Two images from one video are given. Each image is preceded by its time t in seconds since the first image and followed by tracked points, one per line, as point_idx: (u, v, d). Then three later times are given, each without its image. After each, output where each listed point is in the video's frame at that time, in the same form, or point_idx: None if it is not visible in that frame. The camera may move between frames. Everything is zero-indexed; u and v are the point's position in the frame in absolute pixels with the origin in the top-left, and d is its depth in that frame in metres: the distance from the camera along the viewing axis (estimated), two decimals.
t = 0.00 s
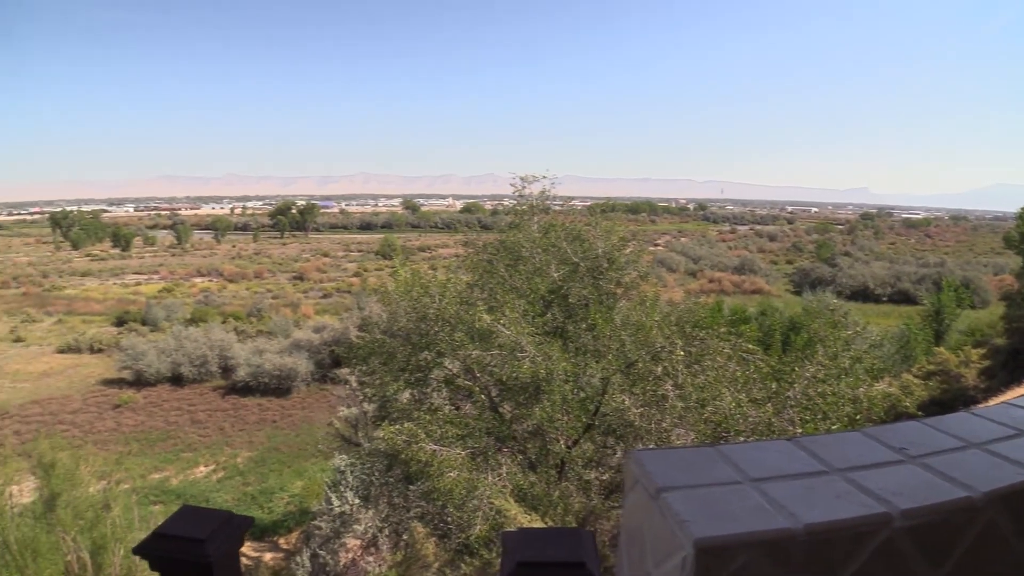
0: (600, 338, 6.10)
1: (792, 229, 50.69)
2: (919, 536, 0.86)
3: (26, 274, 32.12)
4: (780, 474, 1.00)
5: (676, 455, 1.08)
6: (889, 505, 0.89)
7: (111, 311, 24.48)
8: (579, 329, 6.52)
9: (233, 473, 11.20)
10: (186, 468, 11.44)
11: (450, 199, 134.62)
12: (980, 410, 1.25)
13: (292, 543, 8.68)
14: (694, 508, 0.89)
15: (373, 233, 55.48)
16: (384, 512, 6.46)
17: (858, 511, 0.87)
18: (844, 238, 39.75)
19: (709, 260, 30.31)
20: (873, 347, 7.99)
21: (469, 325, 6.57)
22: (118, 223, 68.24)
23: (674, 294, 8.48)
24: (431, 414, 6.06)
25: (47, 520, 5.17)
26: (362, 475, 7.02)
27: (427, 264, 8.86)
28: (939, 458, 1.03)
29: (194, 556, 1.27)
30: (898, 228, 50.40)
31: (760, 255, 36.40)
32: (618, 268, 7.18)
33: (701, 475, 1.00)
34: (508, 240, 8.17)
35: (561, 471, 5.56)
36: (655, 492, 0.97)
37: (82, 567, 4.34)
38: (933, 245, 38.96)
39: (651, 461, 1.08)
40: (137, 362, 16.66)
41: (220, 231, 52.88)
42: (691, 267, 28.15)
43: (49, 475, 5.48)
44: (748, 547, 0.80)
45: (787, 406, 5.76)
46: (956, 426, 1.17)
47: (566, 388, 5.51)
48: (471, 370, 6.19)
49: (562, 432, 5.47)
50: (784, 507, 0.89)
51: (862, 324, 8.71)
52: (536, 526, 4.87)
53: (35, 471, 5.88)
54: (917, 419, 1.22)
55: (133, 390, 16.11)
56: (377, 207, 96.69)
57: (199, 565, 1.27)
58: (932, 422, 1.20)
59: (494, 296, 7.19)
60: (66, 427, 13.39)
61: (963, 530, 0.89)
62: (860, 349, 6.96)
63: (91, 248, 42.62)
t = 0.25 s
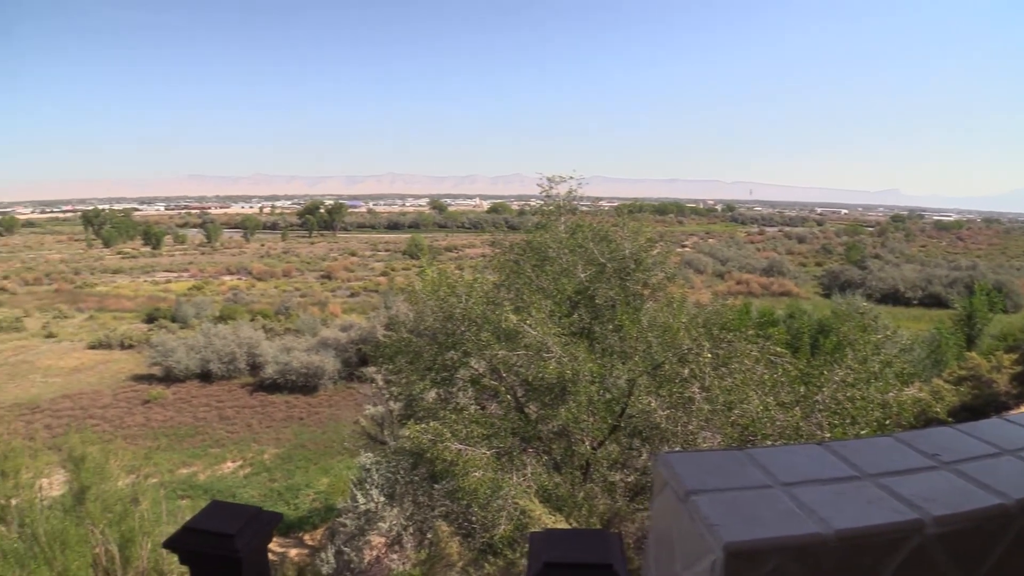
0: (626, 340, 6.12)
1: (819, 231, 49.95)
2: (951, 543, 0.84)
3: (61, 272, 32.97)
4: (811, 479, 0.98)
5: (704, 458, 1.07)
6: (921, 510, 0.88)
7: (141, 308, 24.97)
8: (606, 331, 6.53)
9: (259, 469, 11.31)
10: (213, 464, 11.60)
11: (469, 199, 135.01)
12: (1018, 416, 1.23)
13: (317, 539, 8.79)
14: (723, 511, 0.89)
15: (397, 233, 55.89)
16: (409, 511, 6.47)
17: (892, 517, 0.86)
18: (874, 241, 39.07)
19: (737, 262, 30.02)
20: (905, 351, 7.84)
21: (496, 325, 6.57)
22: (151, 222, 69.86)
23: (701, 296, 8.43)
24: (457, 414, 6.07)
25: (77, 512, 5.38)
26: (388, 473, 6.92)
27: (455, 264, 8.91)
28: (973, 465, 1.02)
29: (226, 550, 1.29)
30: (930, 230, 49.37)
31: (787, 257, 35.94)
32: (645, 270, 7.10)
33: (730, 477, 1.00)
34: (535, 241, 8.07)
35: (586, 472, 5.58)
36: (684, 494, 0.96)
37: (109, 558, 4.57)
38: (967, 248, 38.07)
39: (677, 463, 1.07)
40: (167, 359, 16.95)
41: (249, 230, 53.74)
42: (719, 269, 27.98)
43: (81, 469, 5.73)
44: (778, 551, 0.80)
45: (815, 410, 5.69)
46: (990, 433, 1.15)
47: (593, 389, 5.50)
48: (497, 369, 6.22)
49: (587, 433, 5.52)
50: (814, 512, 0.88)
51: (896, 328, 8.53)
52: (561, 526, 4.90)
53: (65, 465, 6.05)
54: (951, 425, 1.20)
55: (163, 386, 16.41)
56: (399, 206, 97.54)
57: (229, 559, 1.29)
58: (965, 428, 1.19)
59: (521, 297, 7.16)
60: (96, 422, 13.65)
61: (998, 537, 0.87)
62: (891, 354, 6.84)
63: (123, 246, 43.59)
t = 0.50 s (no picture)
0: (654, 341, 6.10)
1: (848, 234, 49.20)
2: (985, 553, 0.83)
3: (94, 269, 33.74)
4: (843, 485, 0.98)
5: (735, 461, 1.07)
6: (956, 519, 0.86)
7: (170, 306, 25.42)
8: (634, 333, 6.48)
9: (286, 466, 11.41)
10: (241, 460, 11.74)
11: (489, 200, 135.30)
12: None
13: (343, 536, 8.89)
14: (755, 516, 0.88)
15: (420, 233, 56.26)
16: (433, 510, 6.52)
17: (926, 525, 0.85)
18: (904, 244, 38.40)
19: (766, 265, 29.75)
20: (936, 355, 7.69)
21: (522, 326, 6.56)
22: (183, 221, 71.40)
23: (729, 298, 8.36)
24: (483, 414, 6.08)
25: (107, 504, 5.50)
26: (413, 473, 6.94)
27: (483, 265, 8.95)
28: (1009, 473, 1.00)
29: (254, 546, 1.31)
30: (963, 234, 48.31)
31: (816, 260, 35.48)
32: (674, 271, 7.06)
33: (761, 482, 0.99)
34: (563, 242, 8.08)
35: (611, 474, 5.58)
36: (714, 498, 0.96)
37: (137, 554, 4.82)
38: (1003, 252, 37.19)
39: (706, 467, 1.07)
40: (196, 356, 17.22)
41: (278, 229, 54.58)
42: (747, 272, 27.70)
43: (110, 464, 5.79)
44: (810, 558, 0.79)
45: (845, 415, 5.59)
46: None
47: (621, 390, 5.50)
48: (523, 370, 6.22)
49: (614, 435, 5.50)
50: (847, 519, 0.87)
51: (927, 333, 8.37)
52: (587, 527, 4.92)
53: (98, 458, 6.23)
54: (985, 432, 1.18)
55: (192, 382, 16.68)
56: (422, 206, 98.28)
57: (259, 554, 1.31)
58: (1002, 436, 1.16)
59: (550, 297, 7.14)
60: (127, 417, 13.88)
61: None
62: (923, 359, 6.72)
63: (154, 244, 44.45)
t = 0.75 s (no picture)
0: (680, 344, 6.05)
1: (880, 237, 48.17)
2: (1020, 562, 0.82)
3: (126, 268, 34.68)
4: (876, 492, 0.97)
5: (765, 467, 1.07)
6: (990, 527, 0.85)
7: (200, 304, 26.02)
8: (660, 336, 6.43)
9: (312, 464, 11.59)
10: (268, 457, 11.96)
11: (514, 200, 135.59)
12: None
13: (367, 535, 8.98)
14: (786, 522, 0.88)
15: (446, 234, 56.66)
16: (458, 510, 6.58)
17: (959, 532, 0.84)
18: (938, 248, 37.48)
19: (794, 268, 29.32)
20: (969, 362, 7.48)
21: (549, 327, 6.55)
22: (211, 220, 72.76)
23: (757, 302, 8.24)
24: (508, 415, 6.09)
25: (136, 500, 5.63)
26: (439, 472, 6.99)
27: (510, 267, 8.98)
28: None
29: (283, 542, 1.35)
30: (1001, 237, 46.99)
31: (846, 263, 34.85)
32: (702, 274, 6.98)
33: (792, 488, 0.99)
34: (591, 244, 8.07)
35: (637, 478, 5.55)
36: (744, 503, 0.96)
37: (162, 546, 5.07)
38: None
39: (737, 472, 1.07)
40: (226, 354, 17.59)
41: (307, 229, 55.55)
42: (775, 275, 27.30)
43: (139, 459, 5.93)
44: (841, 565, 0.79)
45: (875, 421, 5.45)
46: None
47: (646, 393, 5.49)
48: (549, 372, 6.29)
49: (639, 438, 5.47)
50: (879, 526, 0.87)
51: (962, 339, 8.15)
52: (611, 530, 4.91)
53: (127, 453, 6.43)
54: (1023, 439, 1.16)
55: (221, 379, 17.04)
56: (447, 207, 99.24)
57: (287, 550, 1.35)
58: None
59: (576, 299, 7.12)
60: (156, 414, 14.22)
61: None
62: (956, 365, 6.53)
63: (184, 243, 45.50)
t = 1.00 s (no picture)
0: (707, 348, 5.98)
1: (913, 240, 47.04)
2: None
3: (157, 267, 35.59)
4: (909, 499, 0.97)
5: (795, 473, 1.07)
6: None
7: (230, 304, 26.61)
8: (688, 339, 6.34)
9: (339, 463, 11.77)
10: (294, 456, 12.19)
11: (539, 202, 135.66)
12: None
13: (391, 535, 9.06)
14: (815, 529, 0.89)
15: (471, 235, 56.94)
16: (483, 511, 6.63)
17: (990, 542, 0.84)
18: (973, 251, 36.47)
19: (823, 271, 28.85)
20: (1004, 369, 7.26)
21: (575, 329, 6.53)
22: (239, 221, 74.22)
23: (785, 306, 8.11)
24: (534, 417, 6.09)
25: (164, 495, 5.79)
26: (463, 473, 6.98)
27: (536, 268, 8.98)
28: None
29: (310, 540, 1.39)
30: None
31: (877, 266, 34.12)
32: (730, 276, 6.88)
33: (823, 494, 0.99)
34: (617, 245, 8.03)
35: (662, 481, 5.48)
36: (774, 508, 0.97)
37: (190, 541, 5.23)
38: None
39: (767, 477, 1.07)
40: (254, 353, 17.96)
41: (335, 230, 56.41)
42: (804, 278, 26.87)
43: (167, 455, 6.17)
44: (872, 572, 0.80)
45: (904, 427, 5.33)
46: None
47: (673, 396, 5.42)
48: (575, 374, 6.27)
49: (665, 442, 5.42)
50: (911, 534, 0.87)
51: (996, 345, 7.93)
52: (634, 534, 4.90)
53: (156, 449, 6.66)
54: None
55: (249, 378, 17.40)
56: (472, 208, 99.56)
57: (315, 547, 1.40)
58: None
59: (603, 301, 7.11)
60: (185, 411, 14.57)
61: None
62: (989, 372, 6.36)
63: (213, 243, 46.56)
